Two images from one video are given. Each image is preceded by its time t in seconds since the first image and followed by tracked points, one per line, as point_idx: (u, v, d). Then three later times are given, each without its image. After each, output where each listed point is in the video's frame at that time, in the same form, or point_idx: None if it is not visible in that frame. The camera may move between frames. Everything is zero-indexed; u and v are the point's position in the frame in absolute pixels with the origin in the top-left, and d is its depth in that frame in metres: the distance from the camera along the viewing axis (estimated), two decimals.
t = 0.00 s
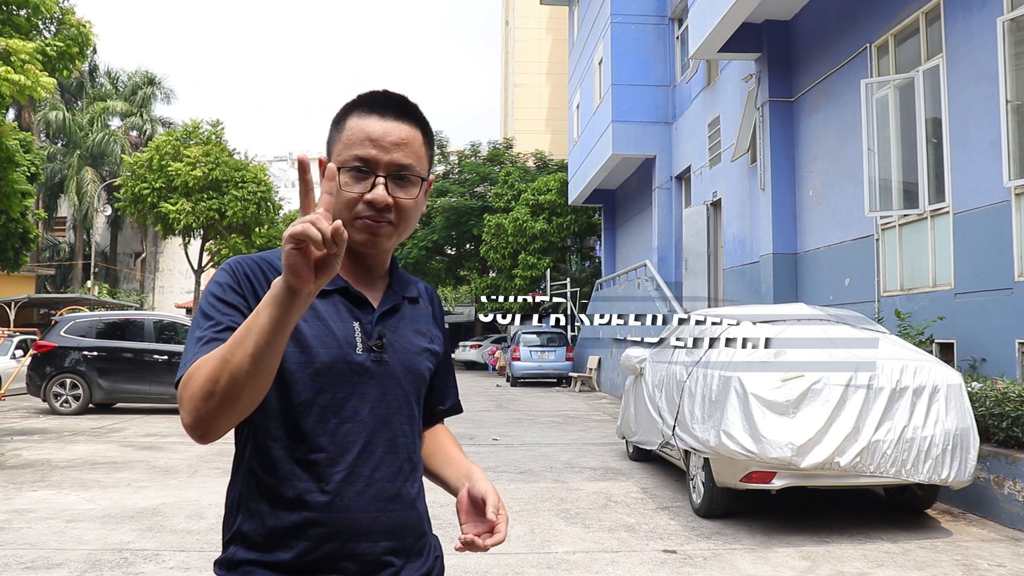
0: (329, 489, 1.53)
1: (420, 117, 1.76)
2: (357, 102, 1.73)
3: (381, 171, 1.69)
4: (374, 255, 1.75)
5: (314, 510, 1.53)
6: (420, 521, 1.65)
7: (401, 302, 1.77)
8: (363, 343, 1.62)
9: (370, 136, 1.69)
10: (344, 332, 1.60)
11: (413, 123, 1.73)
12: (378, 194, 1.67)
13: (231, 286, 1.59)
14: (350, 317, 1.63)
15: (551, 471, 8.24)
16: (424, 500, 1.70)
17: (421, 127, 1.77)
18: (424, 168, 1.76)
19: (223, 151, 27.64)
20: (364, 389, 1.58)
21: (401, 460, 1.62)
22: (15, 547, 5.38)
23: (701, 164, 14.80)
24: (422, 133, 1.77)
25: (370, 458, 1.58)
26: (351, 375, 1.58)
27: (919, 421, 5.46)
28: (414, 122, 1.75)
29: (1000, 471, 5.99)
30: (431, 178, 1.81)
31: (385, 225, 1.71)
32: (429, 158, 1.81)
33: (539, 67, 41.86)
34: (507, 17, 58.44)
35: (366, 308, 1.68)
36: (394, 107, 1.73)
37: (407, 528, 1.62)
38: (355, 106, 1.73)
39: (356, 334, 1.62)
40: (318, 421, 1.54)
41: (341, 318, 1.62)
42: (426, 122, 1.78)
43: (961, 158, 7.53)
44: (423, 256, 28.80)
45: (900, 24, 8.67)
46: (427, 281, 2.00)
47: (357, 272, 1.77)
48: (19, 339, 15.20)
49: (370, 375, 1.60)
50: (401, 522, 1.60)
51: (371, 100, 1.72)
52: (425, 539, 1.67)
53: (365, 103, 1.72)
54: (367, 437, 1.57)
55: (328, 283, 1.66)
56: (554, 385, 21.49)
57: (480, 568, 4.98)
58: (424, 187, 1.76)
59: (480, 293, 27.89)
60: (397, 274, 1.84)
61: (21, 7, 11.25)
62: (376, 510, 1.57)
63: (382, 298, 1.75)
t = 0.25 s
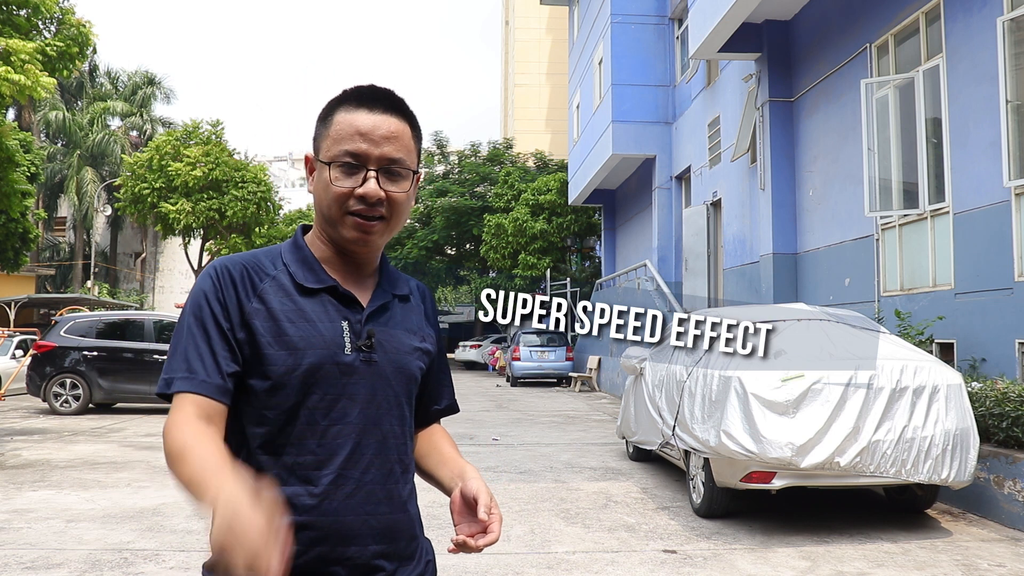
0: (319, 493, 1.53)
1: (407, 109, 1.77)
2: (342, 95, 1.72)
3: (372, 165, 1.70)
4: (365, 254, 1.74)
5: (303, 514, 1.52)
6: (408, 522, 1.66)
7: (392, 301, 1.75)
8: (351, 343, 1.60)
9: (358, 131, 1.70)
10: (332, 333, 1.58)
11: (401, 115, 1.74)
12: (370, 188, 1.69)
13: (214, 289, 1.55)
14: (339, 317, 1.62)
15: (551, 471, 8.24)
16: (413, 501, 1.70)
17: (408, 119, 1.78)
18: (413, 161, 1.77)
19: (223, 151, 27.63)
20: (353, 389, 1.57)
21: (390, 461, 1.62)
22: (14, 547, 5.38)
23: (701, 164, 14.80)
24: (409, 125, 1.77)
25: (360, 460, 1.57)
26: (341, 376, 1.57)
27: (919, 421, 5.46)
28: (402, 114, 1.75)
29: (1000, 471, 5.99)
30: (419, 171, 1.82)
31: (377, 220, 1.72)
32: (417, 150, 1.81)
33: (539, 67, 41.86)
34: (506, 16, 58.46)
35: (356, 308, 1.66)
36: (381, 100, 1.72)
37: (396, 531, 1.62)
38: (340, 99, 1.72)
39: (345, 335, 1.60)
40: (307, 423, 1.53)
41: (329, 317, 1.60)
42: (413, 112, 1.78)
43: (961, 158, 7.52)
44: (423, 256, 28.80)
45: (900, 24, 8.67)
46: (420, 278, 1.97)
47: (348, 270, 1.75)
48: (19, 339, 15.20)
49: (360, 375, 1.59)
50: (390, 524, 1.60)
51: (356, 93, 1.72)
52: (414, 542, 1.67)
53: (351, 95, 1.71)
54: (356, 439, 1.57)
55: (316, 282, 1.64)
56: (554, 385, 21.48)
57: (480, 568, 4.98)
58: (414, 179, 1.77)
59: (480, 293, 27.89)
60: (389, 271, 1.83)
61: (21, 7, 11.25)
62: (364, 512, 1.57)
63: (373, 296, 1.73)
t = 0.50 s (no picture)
0: (324, 497, 1.53)
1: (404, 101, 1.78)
2: (339, 87, 1.73)
3: (372, 153, 1.70)
4: (365, 247, 1.74)
5: (306, 519, 1.52)
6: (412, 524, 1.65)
7: (392, 299, 1.74)
8: (354, 345, 1.60)
9: (357, 120, 1.70)
10: (332, 336, 1.58)
11: (398, 105, 1.74)
12: (372, 175, 1.68)
13: (215, 295, 1.60)
14: (340, 319, 1.61)
15: (551, 471, 8.24)
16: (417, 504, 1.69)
17: (406, 110, 1.78)
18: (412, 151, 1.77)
19: (223, 151, 27.62)
20: (356, 393, 1.57)
21: (394, 465, 1.62)
22: (14, 547, 5.38)
23: (701, 164, 14.79)
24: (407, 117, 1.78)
25: (364, 464, 1.57)
26: (343, 379, 1.57)
27: (919, 421, 5.46)
28: (399, 104, 1.76)
29: (1000, 471, 5.99)
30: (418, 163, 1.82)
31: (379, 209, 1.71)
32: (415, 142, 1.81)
33: (539, 67, 41.84)
34: (506, 16, 58.48)
35: (358, 309, 1.65)
36: (379, 90, 1.73)
37: (400, 533, 1.61)
38: (337, 91, 1.72)
39: (346, 337, 1.60)
40: (310, 428, 1.54)
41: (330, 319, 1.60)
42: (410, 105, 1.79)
43: (961, 158, 7.52)
44: (423, 256, 28.79)
45: (900, 24, 8.67)
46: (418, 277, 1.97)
47: (347, 266, 1.74)
48: (19, 339, 15.20)
49: (363, 378, 1.59)
50: (395, 527, 1.60)
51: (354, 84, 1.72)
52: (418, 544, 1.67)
53: (348, 87, 1.71)
54: (360, 443, 1.57)
55: (317, 284, 1.64)
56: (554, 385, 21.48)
57: (480, 568, 4.97)
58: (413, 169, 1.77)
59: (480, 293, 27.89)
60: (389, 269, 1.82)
61: (21, 7, 11.25)
62: (368, 516, 1.57)
63: (374, 295, 1.72)
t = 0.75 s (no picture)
0: (314, 499, 1.53)
1: (388, 94, 1.77)
2: (319, 87, 1.73)
3: (353, 150, 1.70)
4: (355, 244, 1.74)
5: (298, 521, 1.52)
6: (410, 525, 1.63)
7: (386, 296, 1.73)
8: (344, 346, 1.59)
9: (336, 117, 1.70)
10: (320, 336, 1.58)
11: (379, 99, 1.74)
12: (352, 173, 1.68)
13: (206, 298, 1.62)
14: (329, 320, 1.61)
15: (550, 471, 8.25)
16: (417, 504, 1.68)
17: (390, 104, 1.77)
18: (397, 145, 1.76)
19: (223, 151, 27.63)
20: (347, 394, 1.57)
21: (389, 465, 1.60)
22: (15, 547, 5.38)
23: (701, 164, 14.80)
24: (391, 110, 1.77)
25: (357, 466, 1.56)
26: (332, 380, 1.56)
27: (919, 421, 5.46)
28: (381, 99, 1.75)
29: (1000, 471, 5.99)
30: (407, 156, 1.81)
31: (365, 206, 1.71)
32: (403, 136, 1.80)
33: (539, 67, 41.84)
34: (506, 16, 58.47)
35: (349, 309, 1.65)
36: (359, 86, 1.72)
37: (395, 535, 1.60)
38: (317, 91, 1.73)
39: (336, 338, 1.59)
40: (300, 430, 1.54)
41: (318, 320, 1.60)
42: (394, 98, 1.78)
43: (961, 158, 7.53)
44: (423, 256, 28.80)
45: (900, 24, 8.67)
46: (423, 272, 1.96)
47: (339, 264, 1.74)
48: (19, 339, 15.20)
49: (353, 379, 1.58)
50: (389, 528, 1.59)
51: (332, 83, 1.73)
52: (416, 545, 1.65)
53: (327, 86, 1.72)
54: (352, 444, 1.56)
55: (306, 284, 1.64)
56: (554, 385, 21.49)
57: (480, 568, 4.98)
58: (400, 162, 1.76)
59: (480, 293, 27.89)
60: (385, 266, 1.81)
61: (21, 7, 11.25)
62: (361, 518, 1.56)
63: (366, 294, 1.71)
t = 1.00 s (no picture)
0: (309, 496, 1.53)
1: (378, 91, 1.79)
2: (310, 85, 1.74)
3: (351, 141, 1.70)
4: (354, 238, 1.72)
5: (293, 518, 1.53)
6: (408, 523, 1.62)
7: (382, 290, 1.72)
8: (338, 343, 1.59)
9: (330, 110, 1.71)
10: (315, 333, 1.58)
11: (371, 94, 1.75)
12: (355, 162, 1.68)
13: (201, 297, 1.62)
14: (324, 317, 1.61)
15: (550, 471, 8.25)
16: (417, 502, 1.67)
17: (379, 99, 1.79)
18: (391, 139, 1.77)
19: (223, 151, 27.63)
20: (341, 391, 1.56)
21: (386, 462, 1.59)
22: (14, 547, 5.38)
23: (701, 164, 14.80)
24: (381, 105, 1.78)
25: (352, 463, 1.56)
26: (326, 377, 1.56)
27: (919, 421, 5.46)
28: (371, 94, 1.77)
29: (1000, 471, 5.99)
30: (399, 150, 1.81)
31: (366, 197, 1.70)
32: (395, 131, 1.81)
33: (539, 67, 41.85)
34: (506, 16, 58.48)
35: (344, 304, 1.64)
36: (349, 83, 1.74)
37: (393, 532, 1.59)
38: (308, 89, 1.74)
39: (330, 334, 1.59)
40: (294, 428, 1.54)
41: (312, 317, 1.60)
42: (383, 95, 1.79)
43: (961, 158, 7.53)
44: (423, 256, 28.81)
45: (900, 24, 8.67)
46: (424, 267, 1.94)
47: (336, 259, 1.73)
48: (19, 339, 15.20)
49: (347, 375, 1.57)
50: (385, 527, 1.57)
51: (323, 80, 1.74)
52: (416, 542, 1.64)
53: (319, 82, 1.73)
54: (347, 441, 1.56)
55: (301, 281, 1.64)
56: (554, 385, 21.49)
57: (480, 568, 4.97)
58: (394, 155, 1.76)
59: (480, 293, 27.90)
60: (383, 261, 1.79)
61: (21, 7, 11.25)
62: (356, 515, 1.55)
63: (362, 289, 1.70)
